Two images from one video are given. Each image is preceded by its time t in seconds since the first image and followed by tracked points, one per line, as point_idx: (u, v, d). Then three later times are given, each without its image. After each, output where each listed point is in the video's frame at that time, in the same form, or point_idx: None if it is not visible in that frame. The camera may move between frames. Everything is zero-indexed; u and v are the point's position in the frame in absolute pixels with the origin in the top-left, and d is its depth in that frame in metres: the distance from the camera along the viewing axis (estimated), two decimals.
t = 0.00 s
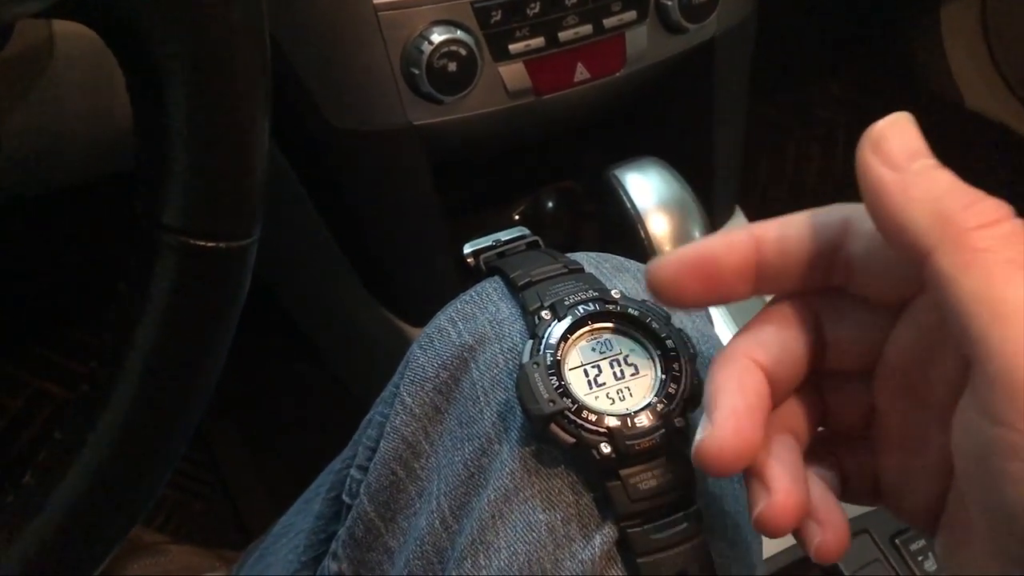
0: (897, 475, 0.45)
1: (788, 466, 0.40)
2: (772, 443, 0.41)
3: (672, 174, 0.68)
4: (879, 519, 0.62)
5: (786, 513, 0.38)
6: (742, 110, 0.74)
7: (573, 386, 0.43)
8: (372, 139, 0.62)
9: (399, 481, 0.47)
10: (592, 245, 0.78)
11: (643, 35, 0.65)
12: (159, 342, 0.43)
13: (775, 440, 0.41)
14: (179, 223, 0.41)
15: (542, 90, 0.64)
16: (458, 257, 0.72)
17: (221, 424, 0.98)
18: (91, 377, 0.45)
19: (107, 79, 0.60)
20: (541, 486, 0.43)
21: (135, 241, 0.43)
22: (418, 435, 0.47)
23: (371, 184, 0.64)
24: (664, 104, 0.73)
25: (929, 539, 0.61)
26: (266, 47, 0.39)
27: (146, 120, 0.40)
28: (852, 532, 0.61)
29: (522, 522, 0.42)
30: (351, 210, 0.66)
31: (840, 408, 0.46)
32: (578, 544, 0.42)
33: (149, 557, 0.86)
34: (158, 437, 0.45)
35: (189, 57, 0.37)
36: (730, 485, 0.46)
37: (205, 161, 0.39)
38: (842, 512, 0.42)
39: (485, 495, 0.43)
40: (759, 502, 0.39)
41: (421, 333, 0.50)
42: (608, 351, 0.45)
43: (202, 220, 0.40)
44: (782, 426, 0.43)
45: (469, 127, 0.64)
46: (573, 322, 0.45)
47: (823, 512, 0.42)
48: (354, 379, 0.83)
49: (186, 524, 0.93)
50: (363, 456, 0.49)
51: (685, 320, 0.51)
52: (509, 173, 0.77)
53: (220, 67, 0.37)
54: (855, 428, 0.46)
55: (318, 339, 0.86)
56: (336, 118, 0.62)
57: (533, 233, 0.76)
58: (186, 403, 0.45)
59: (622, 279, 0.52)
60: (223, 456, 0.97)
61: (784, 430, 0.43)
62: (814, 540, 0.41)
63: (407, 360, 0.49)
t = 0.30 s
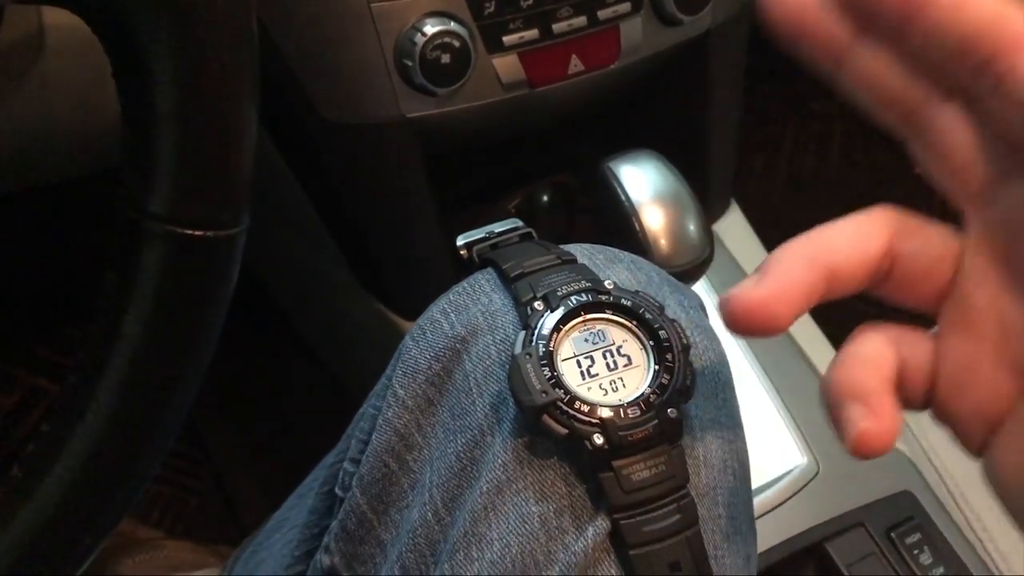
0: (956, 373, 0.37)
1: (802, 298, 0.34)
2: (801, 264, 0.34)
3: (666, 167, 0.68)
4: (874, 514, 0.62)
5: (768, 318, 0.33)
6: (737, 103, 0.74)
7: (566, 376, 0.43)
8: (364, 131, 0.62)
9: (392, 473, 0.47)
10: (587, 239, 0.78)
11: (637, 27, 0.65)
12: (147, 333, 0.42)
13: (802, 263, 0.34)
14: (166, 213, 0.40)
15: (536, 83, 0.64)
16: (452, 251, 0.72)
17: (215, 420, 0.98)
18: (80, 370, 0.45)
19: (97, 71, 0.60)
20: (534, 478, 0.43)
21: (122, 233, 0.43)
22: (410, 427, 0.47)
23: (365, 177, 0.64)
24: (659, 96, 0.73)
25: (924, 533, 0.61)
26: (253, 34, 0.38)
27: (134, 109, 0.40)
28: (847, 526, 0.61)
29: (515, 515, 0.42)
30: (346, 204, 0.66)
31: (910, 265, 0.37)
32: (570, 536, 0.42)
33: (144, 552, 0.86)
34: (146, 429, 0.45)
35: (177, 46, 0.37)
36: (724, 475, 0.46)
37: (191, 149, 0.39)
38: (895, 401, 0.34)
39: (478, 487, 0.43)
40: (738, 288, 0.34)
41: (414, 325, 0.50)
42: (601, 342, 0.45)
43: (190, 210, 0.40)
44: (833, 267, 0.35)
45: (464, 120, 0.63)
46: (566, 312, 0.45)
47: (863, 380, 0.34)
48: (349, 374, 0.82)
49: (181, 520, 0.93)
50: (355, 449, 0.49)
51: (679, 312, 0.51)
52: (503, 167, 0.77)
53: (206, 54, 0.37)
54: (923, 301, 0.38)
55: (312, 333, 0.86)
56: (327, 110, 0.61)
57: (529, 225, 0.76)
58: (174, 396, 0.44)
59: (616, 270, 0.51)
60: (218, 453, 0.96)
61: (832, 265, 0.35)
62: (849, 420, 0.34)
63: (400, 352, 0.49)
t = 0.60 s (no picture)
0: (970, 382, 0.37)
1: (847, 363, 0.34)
2: (833, 320, 0.35)
3: (666, 172, 0.68)
4: (873, 518, 0.63)
5: (828, 392, 0.33)
6: (737, 107, 0.74)
7: (567, 384, 0.43)
8: (364, 137, 0.62)
9: (393, 481, 0.47)
10: (586, 243, 0.78)
11: (637, 33, 0.65)
12: (150, 341, 0.42)
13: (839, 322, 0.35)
14: (168, 223, 0.40)
15: (536, 88, 0.64)
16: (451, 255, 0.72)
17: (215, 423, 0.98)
18: (82, 377, 0.45)
19: (100, 74, 0.60)
20: (536, 486, 0.43)
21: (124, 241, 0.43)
22: (411, 434, 0.47)
23: (365, 183, 0.64)
24: (660, 102, 0.73)
25: (923, 538, 0.62)
26: (256, 41, 0.38)
27: (135, 118, 0.40)
28: (846, 531, 0.62)
29: (517, 522, 0.43)
30: (347, 209, 0.66)
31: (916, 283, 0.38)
32: (572, 543, 0.42)
33: (144, 557, 0.86)
34: (149, 437, 0.45)
35: (178, 57, 0.37)
36: (723, 482, 0.46)
37: (193, 157, 0.39)
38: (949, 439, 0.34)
39: (479, 494, 0.43)
40: (792, 371, 0.34)
41: (414, 332, 0.50)
42: (602, 350, 0.45)
43: (192, 220, 0.40)
44: (856, 309, 0.35)
45: (463, 125, 0.63)
46: (566, 320, 0.45)
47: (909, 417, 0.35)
48: (349, 378, 0.82)
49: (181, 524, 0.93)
50: (356, 456, 0.49)
51: (680, 318, 0.51)
52: (503, 170, 0.77)
53: (207, 62, 0.37)
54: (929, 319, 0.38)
55: (312, 337, 0.86)
56: (327, 115, 0.61)
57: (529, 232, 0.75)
58: (176, 404, 0.45)
59: (617, 277, 0.51)
60: (217, 456, 0.96)
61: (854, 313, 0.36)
62: (908, 466, 0.33)
63: (400, 359, 0.49)
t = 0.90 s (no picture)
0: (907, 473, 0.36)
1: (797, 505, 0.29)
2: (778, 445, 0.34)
3: (665, 191, 0.69)
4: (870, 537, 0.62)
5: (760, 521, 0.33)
6: (735, 127, 0.75)
7: (566, 407, 0.44)
8: (369, 157, 0.63)
9: (394, 499, 0.48)
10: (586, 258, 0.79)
11: (637, 54, 0.66)
12: (160, 362, 0.43)
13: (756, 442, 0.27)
14: (179, 248, 0.41)
15: (537, 108, 0.65)
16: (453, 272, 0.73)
17: (218, 435, 0.99)
18: (94, 395, 0.46)
19: (108, 93, 0.61)
20: (535, 506, 0.44)
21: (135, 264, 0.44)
22: (412, 454, 0.48)
23: (369, 201, 0.65)
24: (658, 120, 0.74)
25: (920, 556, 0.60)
26: (265, 71, 0.39)
27: (148, 146, 0.41)
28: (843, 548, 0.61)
29: (516, 542, 0.43)
30: (351, 227, 0.67)
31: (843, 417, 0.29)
32: (571, 563, 0.43)
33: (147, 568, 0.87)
34: (158, 456, 0.46)
35: (191, 89, 0.38)
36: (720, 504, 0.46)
37: (202, 186, 0.40)
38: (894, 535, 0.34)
39: (479, 514, 0.44)
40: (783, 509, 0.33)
41: (417, 352, 0.51)
42: (601, 373, 0.46)
43: (203, 246, 0.41)
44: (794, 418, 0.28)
45: (465, 145, 0.64)
46: (566, 343, 0.46)
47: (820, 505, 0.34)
48: (352, 390, 0.83)
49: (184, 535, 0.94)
50: (359, 474, 0.50)
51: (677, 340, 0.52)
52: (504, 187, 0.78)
53: (217, 93, 0.38)
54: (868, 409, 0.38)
55: (314, 350, 0.87)
56: (332, 134, 0.62)
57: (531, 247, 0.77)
58: (185, 423, 0.46)
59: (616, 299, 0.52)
60: (219, 467, 0.97)
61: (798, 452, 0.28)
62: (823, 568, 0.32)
63: (403, 379, 0.50)
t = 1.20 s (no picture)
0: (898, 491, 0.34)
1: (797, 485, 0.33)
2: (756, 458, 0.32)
3: (669, 193, 0.69)
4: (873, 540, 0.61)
5: (742, 519, 0.29)
6: (739, 130, 0.75)
7: (573, 407, 0.44)
8: (374, 157, 0.62)
9: (399, 500, 0.48)
10: (589, 262, 0.79)
11: (642, 56, 0.66)
12: (165, 362, 0.43)
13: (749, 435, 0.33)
14: (184, 247, 0.41)
15: (541, 110, 0.65)
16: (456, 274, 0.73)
17: (219, 438, 0.98)
18: (97, 396, 0.46)
19: (112, 92, 0.61)
20: (541, 507, 0.43)
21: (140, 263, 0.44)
22: (418, 454, 0.48)
23: (372, 203, 0.65)
24: (662, 124, 0.74)
25: (924, 559, 0.59)
26: (273, 69, 0.39)
27: (154, 145, 0.40)
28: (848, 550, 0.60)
29: (522, 542, 0.43)
30: (355, 228, 0.67)
31: (836, 417, 0.36)
32: (577, 564, 0.42)
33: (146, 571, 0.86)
34: (162, 457, 0.46)
35: (197, 86, 0.38)
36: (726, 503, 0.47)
37: (210, 185, 0.40)
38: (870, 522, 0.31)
39: (486, 515, 0.44)
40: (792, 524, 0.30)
41: (422, 353, 0.51)
42: (607, 373, 0.46)
43: (207, 244, 0.41)
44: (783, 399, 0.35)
45: (469, 147, 0.64)
46: (573, 343, 0.46)
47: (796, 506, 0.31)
48: (354, 393, 0.83)
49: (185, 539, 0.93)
50: (363, 474, 0.50)
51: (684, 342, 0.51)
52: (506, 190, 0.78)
53: (226, 90, 0.38)
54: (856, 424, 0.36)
55: (317, 353, 0.87)
56: (336, 135, 0.62)
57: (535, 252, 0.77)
58: (188, 423, 0.45)
59: (622, 300, 0.52)
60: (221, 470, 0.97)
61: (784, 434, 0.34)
62: (799, 570, 0.28)
63: (408, 380, 0.49)
